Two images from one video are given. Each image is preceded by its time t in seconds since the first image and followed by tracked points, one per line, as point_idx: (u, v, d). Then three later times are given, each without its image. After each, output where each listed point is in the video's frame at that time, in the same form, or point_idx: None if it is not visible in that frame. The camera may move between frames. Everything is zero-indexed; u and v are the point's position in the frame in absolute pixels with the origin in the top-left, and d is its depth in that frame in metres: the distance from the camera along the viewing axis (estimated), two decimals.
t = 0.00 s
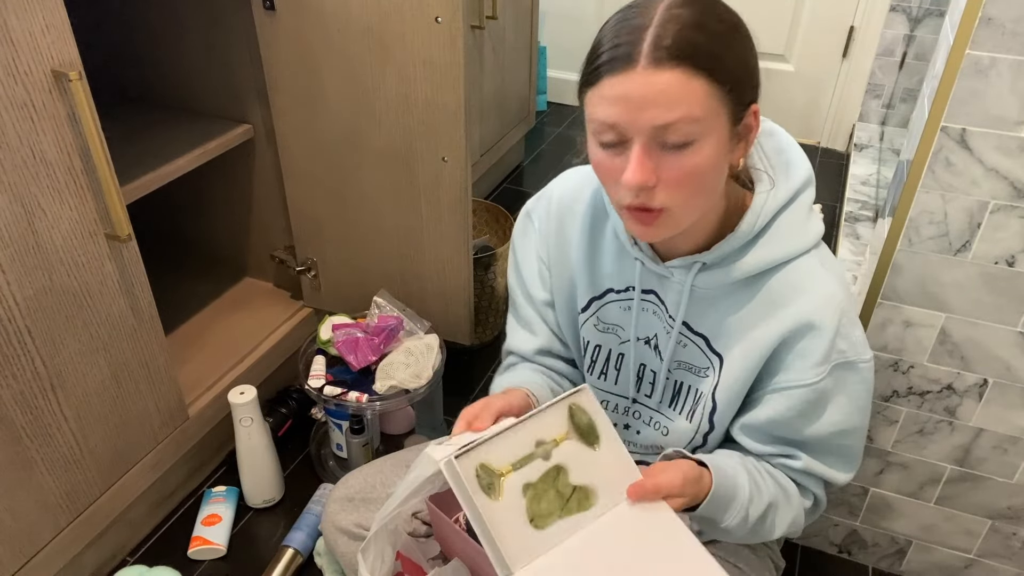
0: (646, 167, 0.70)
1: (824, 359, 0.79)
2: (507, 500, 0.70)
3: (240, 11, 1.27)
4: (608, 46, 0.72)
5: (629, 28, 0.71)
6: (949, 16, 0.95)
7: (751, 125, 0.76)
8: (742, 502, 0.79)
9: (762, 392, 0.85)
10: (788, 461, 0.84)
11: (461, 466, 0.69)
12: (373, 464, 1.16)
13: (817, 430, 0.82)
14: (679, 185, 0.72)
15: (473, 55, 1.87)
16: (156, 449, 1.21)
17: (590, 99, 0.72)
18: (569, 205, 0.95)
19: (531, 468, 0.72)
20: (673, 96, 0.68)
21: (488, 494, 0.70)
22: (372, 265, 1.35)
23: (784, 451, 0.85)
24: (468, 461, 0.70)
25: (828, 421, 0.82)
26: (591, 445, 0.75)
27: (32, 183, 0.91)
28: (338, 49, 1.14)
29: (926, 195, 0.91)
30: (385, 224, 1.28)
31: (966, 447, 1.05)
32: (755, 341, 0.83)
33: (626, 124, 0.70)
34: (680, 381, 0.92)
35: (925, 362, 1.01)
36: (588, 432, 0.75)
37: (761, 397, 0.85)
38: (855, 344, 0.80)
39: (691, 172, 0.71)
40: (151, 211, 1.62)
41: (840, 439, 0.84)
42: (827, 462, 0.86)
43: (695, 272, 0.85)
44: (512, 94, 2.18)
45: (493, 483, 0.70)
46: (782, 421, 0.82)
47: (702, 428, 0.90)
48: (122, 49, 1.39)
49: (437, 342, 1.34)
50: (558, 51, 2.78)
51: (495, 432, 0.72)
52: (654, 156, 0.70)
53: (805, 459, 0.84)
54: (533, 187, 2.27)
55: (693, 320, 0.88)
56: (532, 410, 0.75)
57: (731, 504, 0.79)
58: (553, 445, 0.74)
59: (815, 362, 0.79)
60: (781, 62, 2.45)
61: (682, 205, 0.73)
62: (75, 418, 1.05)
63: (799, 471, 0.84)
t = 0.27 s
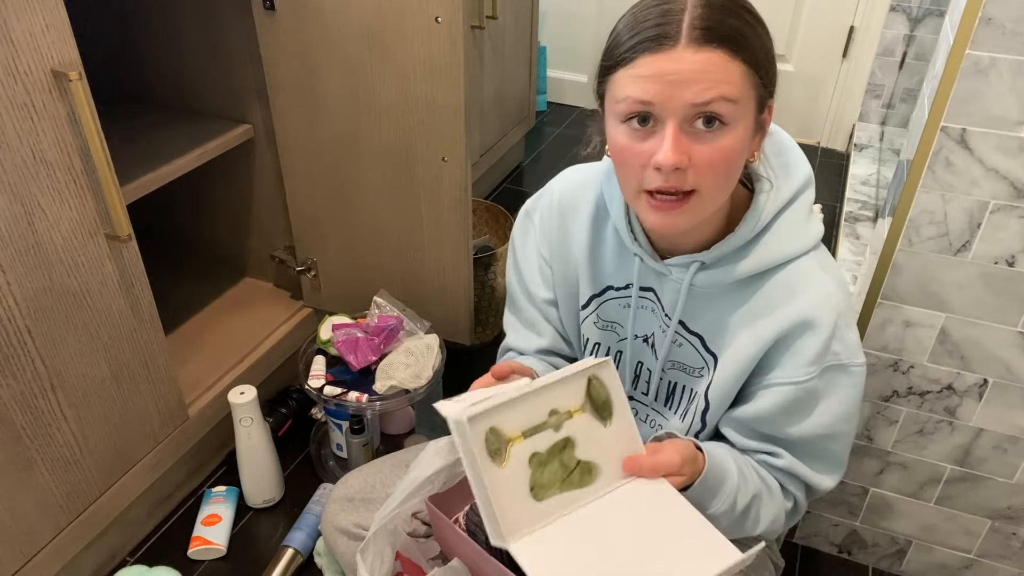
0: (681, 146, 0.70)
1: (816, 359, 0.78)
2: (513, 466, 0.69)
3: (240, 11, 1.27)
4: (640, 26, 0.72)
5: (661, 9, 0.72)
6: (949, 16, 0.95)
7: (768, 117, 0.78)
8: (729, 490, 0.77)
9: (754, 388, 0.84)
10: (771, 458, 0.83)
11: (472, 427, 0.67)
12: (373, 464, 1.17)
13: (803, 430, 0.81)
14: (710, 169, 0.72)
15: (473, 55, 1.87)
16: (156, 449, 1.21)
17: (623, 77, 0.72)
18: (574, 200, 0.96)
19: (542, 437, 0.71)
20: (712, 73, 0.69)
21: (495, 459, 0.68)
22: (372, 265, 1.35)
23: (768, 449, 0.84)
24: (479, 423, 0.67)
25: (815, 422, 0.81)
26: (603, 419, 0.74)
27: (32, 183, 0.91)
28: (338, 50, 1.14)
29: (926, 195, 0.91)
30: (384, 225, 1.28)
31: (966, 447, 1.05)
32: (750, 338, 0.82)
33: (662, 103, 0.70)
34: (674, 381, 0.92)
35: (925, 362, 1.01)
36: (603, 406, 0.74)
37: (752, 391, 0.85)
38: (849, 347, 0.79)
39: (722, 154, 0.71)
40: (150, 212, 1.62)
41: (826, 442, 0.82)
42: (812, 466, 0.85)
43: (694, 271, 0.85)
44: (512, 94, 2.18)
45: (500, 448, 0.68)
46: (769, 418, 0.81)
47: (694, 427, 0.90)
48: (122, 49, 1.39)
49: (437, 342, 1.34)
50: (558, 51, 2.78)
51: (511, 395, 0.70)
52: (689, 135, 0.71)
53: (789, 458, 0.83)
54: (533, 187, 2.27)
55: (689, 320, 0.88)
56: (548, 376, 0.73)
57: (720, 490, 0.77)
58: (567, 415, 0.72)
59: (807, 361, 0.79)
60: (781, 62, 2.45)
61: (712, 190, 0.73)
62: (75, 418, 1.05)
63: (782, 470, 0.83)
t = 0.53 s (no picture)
0: (680, 152, 0.70)
1: (818, 360, 0.78)
2: (517, 504, 0.67)
3: (239, 11, 1.27)
4: (638, 31, 0.72)
5: (660, 13, 0.72)
6: (949, 16, 0.95)
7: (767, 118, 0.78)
8: (734, 500, 0.78)
9: (754, 390, 0.84)
10: (772, 460, 0.84)
11: (472, 474, 0.64)
12: (373, 464, 1.16)
13: (805, 432, 0.82)
14: (709, 173, 0.72)
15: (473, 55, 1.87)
16: (156, 449, 1.21)
17: (620, 82, 0.72)
18: (572, 202, 0.95)
19: (542, 469, 0.69)
20: (710, 79, 0.68)
21: (498, 501, 0.66)
22: (373, 266, 1.35)
23: (769, 450, 0.84)
24: (478, 468, 0.65)
25: (816, 423, 0.81)
26: (600, 438, 0.73)
27: (32, 183, 0.91)
28: (338, 50, 1.14)
29: (926, 195, 0.91)
30: (384, 225, 1.28)
31: (966, 447, 1.05)
32: (750, 340, 0.82)
33: (660, 108, 0.70)
34: (674, 383, 0.92)
35: (925, 362, 1.01)
36: (599, 425, 0.73)
37: (753, 394, 0.85)
38: (849, 348, 0.80)
39: (720, 158, 0.71)
40: (150, 212, 1.62)
41: (827, 442, 0.83)
42: (812, 466, 0.85)
43: (693, 274, 0.85)
44: (512, 94, 2.18)
45: (502, 488, 0.67)
46: (770, 421, 0.82)
47: (695, 428, 0.90)
48: (122, 48, 1.39)
49: (437, 342, 1.34)
50: (558, 51, 2.78)
51: (506, 433, 0.68)
52: (687, 140, 0.71)
53: (791, 459, 0.83)
54: (533, 187, 2.27)
55: (689, 322, 0.88)
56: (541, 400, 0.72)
57: (725, 498, 0.78)
58: (565, 441, 0.71)
59: (808, 363, 0.79)
60: (781, 62, 2.45)
61: (711, 194, 0.73)
62: (75, 418, 1.05)
63: (783, 471, 0.84)
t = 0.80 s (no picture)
0: (674, 156, 0.70)
1: (815, 361, 0.78)
2: (516, 507, 0.67)
3: (239, 11, 1.27)
4: (634, 36, 0.72)
5: (656, 17, 0.72)
6: (949, 16, 0.95)
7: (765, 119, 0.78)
8: (734, 502, 0.78)
9: (753, 391, 0.84)
10: (772, 461, 0.83)
11: (470, 479, 0.64)
12: (373, 464, 1.16)
13: (804, 433, 0.81)
14: (704, 176, 0.72)
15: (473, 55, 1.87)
16: (156, 449, 1.21)
17: (616, 86, 0.72)
18: (571, 202, 0.95)
19: (541, 470, 0.69)
20: (705, 83, 0.68)
21: (498, 505, 0.66)
22: (373, 266, 1.35)
23: (768, 451, 0.84)
24: (476, 472, 0.65)
25: (815, 424, 0.81)
26: (598, 438, 0.73)
27: (32, 183, 0.91)
28: (338, 51, 1.14)
29: (926, 195, 0.91)
30: (384, 226, 1.28)
31: (966, 447, 1.05)
32: (748, 342, 0.82)
33: (655, 113, 0.70)
34: (673, 384, 0.92)
35: (925, 362, 1.01)
36: (596, 425, 0.73)
37: (751, 395, 0.84)
38: (847, 349, 0.80)
39: (715, 162, 0.71)
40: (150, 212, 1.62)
41: (826, 443, 0.83)
42: (810, 467, 0.85)
43: (691, 274, 0.85)
44: (512, 94, 2.18)
45: (501, 491, 0.67)
46: (768, 421, 0.82)
47: (693, 429, 0.89)
48: (122, 48, 1.39)
49: (437, 342, 1.34)
50: (558, 51, 2.78)
51: (502, 436, 0.68)
52: (681, 145, 0.70)
53: (789, 460, 0.83)
54: (533, 187, 2.27)
55: (687, 322, 0.88)
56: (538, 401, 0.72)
57: (725, 500, 0.78)
58: (563, 442, 0.71)
59: (806, 364, 0.78)
60: (781, 62, 2.45)
61: (706, 197, 0.73)
62: (75, 418, 1.05)
63: (782, 473, 0.83)
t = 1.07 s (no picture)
0: (664, 152, 0.70)
1: (797, 374, 0.75)
2: (494, 494, 0.62)
3: (239, 11, 1.27)
4: (634, 33, 0.72)
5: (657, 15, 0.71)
6: (949, 16, 0.95)
7: (763, 126, 0.77)
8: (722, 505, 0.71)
9: (733, 408, 0.80)
10: (754, 486, 0.76)
11: (443, 462, 0.59)
12: (373, 464, 1.17)
13: (787, 454, 0.75)
14: (694, 175, 0.71)
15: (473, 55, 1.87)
16: (156, 449, 1.21)
17: (612, 81, 0.72)
18: (580, 195, 0.95)
19: (518, 455, 0.65)
20: (699, 81, 0.68)
21: (474, 491, 0.61)
22: (373, 266, 1.35)
23: (750, 476, 0.77)
24: (449, 455, 0.60)
25: (799, 443, 0.75)
26: (576, 422, 0.69)
27: (32, 182, 0.91)
28: (338, 51, 1.14)
29: (926, 195, 0.91)
30: (384, 225, 1.28)
31: (966, 447, 1.05)
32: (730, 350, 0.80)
33: (647, 107, 0.69)
34: (664, 382, 0.92)
35: (925, 362, 1.01)
36: (573, 408, 0.69)
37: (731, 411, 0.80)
38: (833, 369, 0.76)
39: (706, 161, 0.70)
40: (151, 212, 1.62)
41: (810, 471, 0.77)
42: (798, 501, 0.77)
43: (682, 276, 0.84)
44: (512, 94, 2.18)
45: (475, 476, 0.61)
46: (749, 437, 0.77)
47: (679, 431, 0.89)
48: (122, 48, 1.39)
49: (437, 342, 1.34)
50: (558, 51, 2.78)
51: (474, 416, 0.63)
52: (672, 142, 0.70)
53: (773, 485, 0.76)
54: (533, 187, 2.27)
55: (675, 324, 0.87)
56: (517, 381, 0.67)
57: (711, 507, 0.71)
58: (539, 424, 0.67)
59: (787, 376, 0.75)
60: (781, 62, 2.45)
61: (694, 196, 0.72)
62: (75, 418, 1.05)
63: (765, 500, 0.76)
